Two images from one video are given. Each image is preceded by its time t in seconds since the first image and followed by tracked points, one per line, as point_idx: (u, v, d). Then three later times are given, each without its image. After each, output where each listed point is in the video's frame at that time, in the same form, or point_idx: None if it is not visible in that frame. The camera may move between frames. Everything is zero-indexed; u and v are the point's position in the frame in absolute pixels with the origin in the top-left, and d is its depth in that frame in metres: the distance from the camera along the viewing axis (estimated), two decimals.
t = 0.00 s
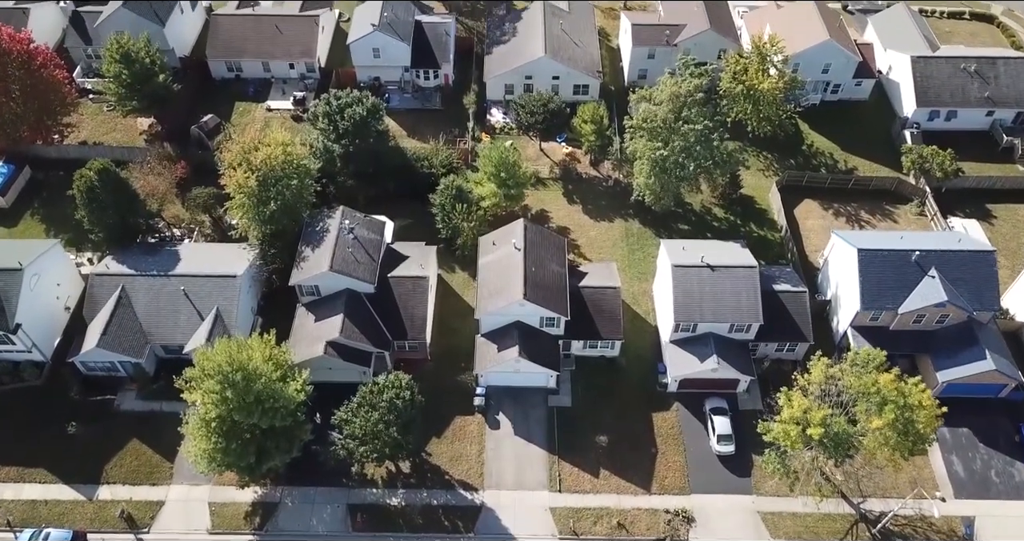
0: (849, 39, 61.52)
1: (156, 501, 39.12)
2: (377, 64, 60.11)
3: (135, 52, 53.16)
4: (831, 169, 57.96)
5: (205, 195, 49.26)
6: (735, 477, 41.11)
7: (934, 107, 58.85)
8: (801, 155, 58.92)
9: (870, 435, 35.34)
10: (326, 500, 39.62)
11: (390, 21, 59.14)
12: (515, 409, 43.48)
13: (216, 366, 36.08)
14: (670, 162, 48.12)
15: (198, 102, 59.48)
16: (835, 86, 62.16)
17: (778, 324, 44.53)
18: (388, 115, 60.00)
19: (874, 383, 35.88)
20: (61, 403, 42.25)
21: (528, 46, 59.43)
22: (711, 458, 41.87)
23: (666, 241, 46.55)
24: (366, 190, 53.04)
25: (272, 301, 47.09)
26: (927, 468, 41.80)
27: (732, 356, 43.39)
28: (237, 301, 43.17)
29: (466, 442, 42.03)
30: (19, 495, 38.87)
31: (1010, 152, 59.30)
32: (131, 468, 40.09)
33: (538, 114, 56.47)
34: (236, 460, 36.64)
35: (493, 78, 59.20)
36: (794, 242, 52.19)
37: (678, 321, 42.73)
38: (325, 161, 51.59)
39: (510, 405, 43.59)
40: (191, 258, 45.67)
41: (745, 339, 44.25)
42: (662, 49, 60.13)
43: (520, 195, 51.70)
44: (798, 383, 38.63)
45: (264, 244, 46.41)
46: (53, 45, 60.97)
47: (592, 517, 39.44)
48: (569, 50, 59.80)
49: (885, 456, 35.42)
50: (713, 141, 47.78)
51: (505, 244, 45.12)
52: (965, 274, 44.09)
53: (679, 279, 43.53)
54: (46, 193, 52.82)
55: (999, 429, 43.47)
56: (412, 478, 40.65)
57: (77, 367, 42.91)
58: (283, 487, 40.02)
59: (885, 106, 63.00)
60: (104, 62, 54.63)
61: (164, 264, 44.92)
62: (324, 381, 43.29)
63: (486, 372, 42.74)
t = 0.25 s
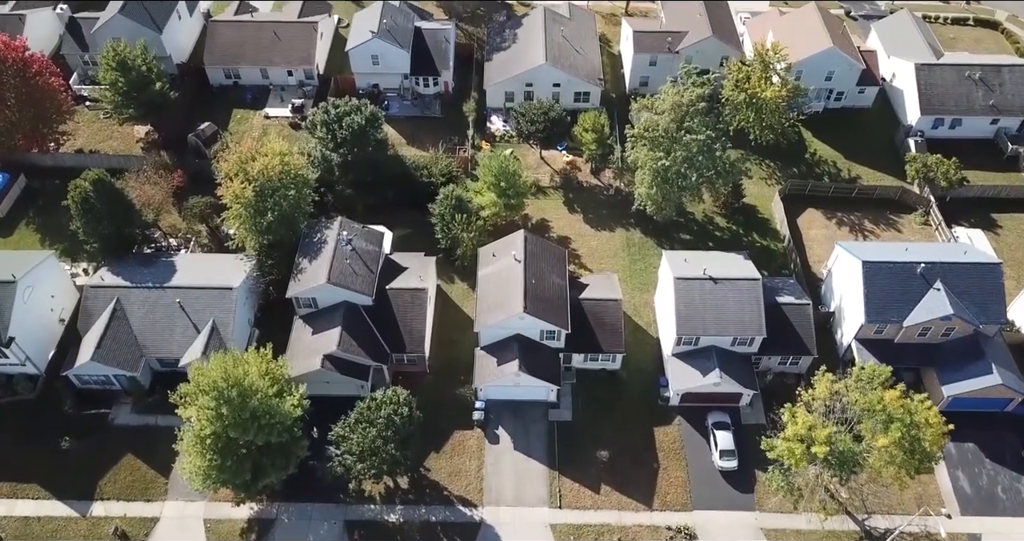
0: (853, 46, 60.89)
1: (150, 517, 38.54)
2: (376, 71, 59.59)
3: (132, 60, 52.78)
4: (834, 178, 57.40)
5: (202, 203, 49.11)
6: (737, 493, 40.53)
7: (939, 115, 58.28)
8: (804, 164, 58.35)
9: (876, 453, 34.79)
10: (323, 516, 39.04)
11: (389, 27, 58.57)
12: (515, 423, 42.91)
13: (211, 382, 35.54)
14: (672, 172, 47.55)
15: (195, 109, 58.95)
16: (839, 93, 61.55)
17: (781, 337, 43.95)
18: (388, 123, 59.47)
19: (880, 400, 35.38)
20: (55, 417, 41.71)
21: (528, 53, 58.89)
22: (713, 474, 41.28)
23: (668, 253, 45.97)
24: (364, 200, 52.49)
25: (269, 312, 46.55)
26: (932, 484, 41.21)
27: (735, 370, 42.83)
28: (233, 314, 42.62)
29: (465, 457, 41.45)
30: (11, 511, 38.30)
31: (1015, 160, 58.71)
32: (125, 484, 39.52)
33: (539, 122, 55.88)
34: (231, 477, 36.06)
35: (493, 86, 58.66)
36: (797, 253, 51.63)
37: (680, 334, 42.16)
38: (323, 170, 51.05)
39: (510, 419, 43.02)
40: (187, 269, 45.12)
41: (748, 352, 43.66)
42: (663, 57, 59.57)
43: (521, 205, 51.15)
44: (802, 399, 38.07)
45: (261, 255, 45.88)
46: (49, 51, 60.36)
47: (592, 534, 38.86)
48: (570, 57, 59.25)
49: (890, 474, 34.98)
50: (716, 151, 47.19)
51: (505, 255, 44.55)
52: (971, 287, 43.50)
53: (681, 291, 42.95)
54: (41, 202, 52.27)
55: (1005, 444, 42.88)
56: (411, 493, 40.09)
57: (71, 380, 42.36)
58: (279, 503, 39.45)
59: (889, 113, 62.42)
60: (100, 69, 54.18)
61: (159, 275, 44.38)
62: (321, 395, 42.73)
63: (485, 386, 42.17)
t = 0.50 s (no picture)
0: (856, 53, 60.28)
1: (144, 535, 37.95)
2: (375, 78, 59.03)
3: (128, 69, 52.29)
4: (837, 187, 56.83)
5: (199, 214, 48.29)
6: (740, 510, 39.94)
7: (943, 124, 57.70)
8: (807, 173, 57.78)
9: (882, 473, 34.17)
10: (319, 534, 38.46)
11: (387, 35, 58.00)
12: (515, 438, 42.32)
13: (205, 400, 34.98)
14: (674, 183, 47.00)
15: (192, 117, 58.40)
16: (842, 101, 60.97)
17: (784, 351, 43.36)
18: (386, 131, 58.92)
19: (885, 419, 34.71)
20: (48, 432, 41.16)
21: (529, 60, 58.29)
22: (716, 490, 40.69)
23: (670, 265, 45.38)
24: (362, 209, 51.90)
25: (266, 325, 45.97)
26: (938, 501, 40.61)
27: (738, 385, 42.22)
28: (229, 327, 42.03)
29: (464, 473, 40.87)
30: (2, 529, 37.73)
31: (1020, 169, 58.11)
32: (119, 500, 38.95)
33: (540, 131, 55.30)
34: (226, 496, 35.46)
35: (493, 94, 58.09)
36: (800, 264, 51.05)
37: (682, 349, 41.56)
38: (321, 180, 50.47)
39: (509, 435, 42.43)
40: (182, 282, 44.54)
41: (751, 366, 43.07)
42: (665, 64, 58.98)
43: (521, 215, 50.58)
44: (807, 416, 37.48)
45: (258, 266, 45.33)
46: (45, 58, 59.75)
47: None
48: (571, 64, 58.69)
49: (897, 494, 34.31)
50: (719, 162, 46.58)
51: (505, 268, 43.92)
52: (977, 300, 42.91)
53: (684, 305, 42.36)
54: (36, 212, 51.72)
55: (1012, 459, 42.30)
56: (408, 511, 39.52)
57: (64, 395, 41.79)
58: (275, 521, 38.86)
59: (893, 121, 61.83)
60: (95, 77, 53.66)
61: (154, 287, 43.78)
62: (318, 410, 42.15)
63: (484, 401, 41.57)
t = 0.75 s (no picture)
0: (860, 62, 59.65)
1: None
2: (374, 86, 58.46)
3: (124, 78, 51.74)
4: (841, 197, 56.22)
5: (193, 226, 47.32)
6: (743, 530, 39.30)
7: (948, 133, 57.08)
8: (810, 182, 57.16)
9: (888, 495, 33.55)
10: None
11: (386, 42, 57.43)
12: (515, 455, 41.70)
13: (199, 419, 34.42)
14: (676, 195, 46.39)
15: (189, 126, 57.83)
16: (845, 110, 60.35)
17: (788, 367, 42.72)
18: (385, 139, 58.34)
19: (892, 440, 34.06)
20: (40, 449, 40.57)
21: (529, 68, 57.71)
22: (719, 509, 40.05)
23: (672, 278, 44.78)
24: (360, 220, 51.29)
25: (263, 339, 45.37)
26: (944, 520, 39.95)
27: (741, 401, 41.59)
28: (225, 342, 41.42)
29: (463, 491, 40.24)
30: None
31: None
32: (112, 519, 38.33)
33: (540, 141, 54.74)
34: (220, 517, 34.81)
35: (493, 102, 57.50)
36: (804, 276, 50.44)
37: (684, 365, 40.93)
38: (319, 191, 49.87)
39: (509, 451, 41.80)
40: (177, 295, 43.94)
41: (754, 382, 42.45)
42: (667, 72, 58.37)
43: (521, 226, 49.97)
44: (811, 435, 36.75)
45: (255, 279, 44.75)
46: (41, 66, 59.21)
47: None
48: (571, 72, 58.11)
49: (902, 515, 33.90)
50: (721, 174, 45.92)
51: (505, 281, 43.28)
52: (984, 315, 42.28)
53: (686, 320, 41.75)
54: (30, 223, 51.14)
55: (1019, 477, 41.65)
56: (406, 530, 38.89)
57: (57, 410, 41.19)
58: None
59: (897, 130, 61.20)
60: (91, 86, 53.09)
61: (149, 301, 43.22)
62: (315, 426, 41.53)
63: (483, 417, 40.94)
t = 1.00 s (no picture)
0: (864, 70, 58.98)
1: None
2: (373, 95, 57.87)
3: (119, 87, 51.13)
4: (845, 208, 55.57)
5: (188, 237, 47.39)
6: None
7: (953, 143, 56.42)
8: (813, 193, 56.52)
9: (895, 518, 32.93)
10: None
11: (385, 51, 56.84)
12: (514, 473, 41.03)
13: (192, 440, 34.03)
14: (678, 207, 45.72)
15: (186, 135, 57.23)
16: (849, 119, 59.68)
17: (792, 383, 42.06)
18: (384, 148, 57.73)
19: (898, 462, 33.41)
20: (32, 466, 39.93)
21: (529, 77, 57.10)
22: (721, 528, 39.38)
23: (674, 293, 44.13)
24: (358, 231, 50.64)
25: (259, 353, 44.75)
26: None
27: (744, 419, 40.93)
28: (220, 358, 40.78)
29: (461, 509, 39.58)
30: None
31: None
32: (104, 538, 37.69)
33: (540, 151, 54.14)
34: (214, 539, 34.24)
35: (493, 111, 56.88)
36: (807, 289, 49.80)
37: (686, 382, 40.28)
38: (316, 202, 49.22)
39: (508, 469, 41.14)
40: (172, 309, 43.30)
41: (758, 399, 41.78)
42: (669, 81, 57.73)
43: (521, 238, 49.33)
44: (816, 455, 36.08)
45: (251, 293, 44.12)
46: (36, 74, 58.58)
47: None
48: (572, 81, 57.50)
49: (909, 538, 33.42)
50: (724, 187, 45.23)
51: (504, 295, 42.61)
52: (991, 331, 41.59)
53: (688, 336, 41.09)
54: (24, 234, 50.50)
55: None
56: None
57: (49, 427, 40.53)
58: None
59: (901, 140, 60.52)
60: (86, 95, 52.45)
61: (144, 315, 42.59)
62: (311, 443, 40.88)
63: (482, 435, 40.28)
